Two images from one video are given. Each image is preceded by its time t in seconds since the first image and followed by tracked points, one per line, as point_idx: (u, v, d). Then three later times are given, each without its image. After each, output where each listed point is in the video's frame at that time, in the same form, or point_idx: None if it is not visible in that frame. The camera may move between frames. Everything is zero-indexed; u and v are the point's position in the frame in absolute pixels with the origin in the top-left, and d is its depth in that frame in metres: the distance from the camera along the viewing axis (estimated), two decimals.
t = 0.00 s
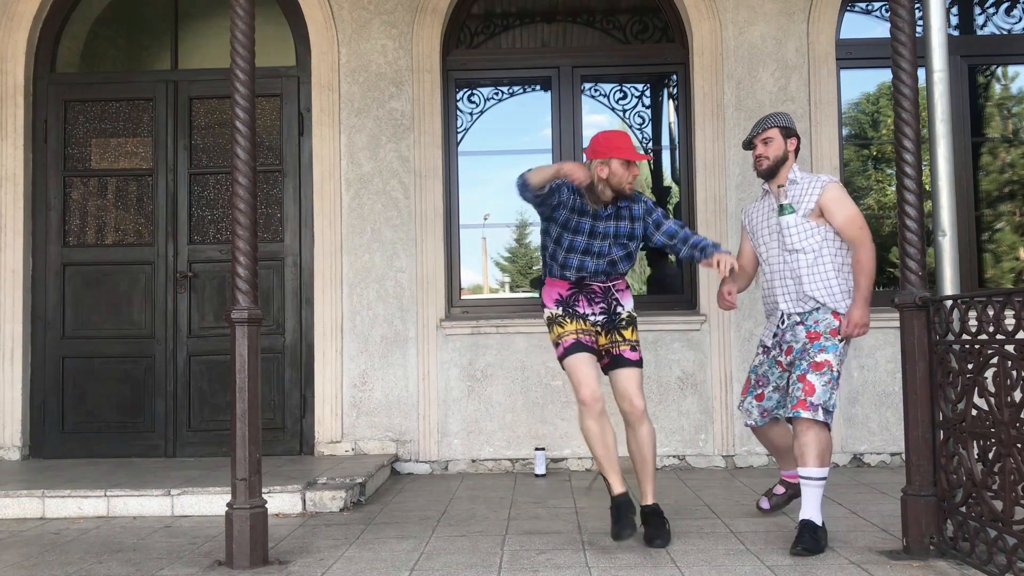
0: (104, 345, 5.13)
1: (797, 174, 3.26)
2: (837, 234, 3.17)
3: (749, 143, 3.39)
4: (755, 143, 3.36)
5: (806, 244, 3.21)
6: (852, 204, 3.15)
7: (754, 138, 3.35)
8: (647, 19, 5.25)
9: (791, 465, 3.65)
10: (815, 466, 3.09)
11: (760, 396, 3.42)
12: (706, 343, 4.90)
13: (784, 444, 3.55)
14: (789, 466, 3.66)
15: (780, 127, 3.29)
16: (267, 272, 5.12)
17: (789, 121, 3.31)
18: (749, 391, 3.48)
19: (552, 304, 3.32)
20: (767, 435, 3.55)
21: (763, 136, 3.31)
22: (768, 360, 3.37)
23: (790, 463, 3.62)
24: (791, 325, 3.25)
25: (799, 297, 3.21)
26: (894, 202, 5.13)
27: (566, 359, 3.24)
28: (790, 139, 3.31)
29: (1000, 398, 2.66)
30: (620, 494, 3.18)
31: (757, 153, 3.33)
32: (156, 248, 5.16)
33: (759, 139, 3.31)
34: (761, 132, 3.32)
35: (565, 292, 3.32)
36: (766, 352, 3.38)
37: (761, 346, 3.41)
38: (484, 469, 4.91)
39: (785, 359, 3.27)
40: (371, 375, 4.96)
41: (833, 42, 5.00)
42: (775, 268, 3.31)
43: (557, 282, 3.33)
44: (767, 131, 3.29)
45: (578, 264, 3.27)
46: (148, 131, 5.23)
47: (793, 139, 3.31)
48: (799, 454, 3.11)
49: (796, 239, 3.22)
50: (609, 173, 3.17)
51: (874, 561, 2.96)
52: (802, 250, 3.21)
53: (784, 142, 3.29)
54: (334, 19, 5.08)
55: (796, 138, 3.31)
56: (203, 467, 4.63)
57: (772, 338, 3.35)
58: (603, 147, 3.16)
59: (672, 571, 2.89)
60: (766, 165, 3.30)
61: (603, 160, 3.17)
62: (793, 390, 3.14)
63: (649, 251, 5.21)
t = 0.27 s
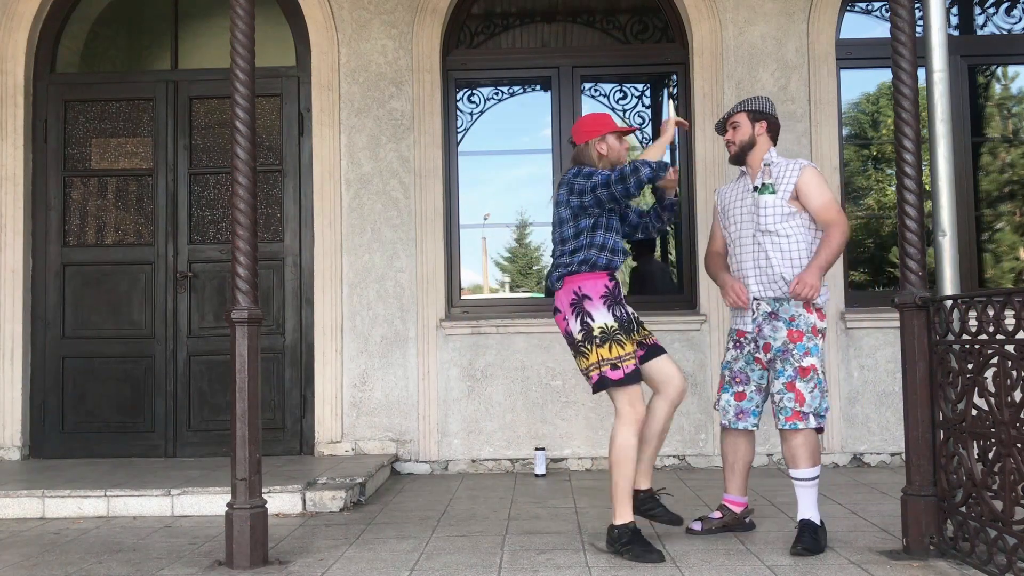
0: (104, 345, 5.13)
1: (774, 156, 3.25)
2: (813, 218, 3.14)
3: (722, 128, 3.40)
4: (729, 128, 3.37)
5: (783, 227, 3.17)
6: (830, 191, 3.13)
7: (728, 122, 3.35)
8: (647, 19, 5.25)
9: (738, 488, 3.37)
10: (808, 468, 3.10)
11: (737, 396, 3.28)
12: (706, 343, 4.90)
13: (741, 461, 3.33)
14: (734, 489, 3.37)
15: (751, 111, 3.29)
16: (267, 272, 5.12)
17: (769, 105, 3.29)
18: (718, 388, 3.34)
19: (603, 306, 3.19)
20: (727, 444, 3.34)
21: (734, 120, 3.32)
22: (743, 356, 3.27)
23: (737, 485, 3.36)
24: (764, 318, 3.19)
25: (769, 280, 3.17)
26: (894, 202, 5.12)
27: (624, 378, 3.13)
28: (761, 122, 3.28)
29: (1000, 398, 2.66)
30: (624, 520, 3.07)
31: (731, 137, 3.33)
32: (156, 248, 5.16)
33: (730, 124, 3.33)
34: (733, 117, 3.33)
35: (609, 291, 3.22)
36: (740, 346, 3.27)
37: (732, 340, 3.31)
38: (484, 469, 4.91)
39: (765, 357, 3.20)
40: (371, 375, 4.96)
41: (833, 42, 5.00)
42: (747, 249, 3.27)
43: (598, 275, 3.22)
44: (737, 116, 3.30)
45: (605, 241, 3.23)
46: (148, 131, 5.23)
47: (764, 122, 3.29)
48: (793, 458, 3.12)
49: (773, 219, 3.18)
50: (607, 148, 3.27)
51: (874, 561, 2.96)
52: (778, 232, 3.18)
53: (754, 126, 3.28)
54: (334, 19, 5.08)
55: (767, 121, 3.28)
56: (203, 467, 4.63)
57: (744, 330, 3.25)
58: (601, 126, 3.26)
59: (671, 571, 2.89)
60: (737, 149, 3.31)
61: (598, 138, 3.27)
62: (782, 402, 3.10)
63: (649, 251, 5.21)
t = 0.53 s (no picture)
0: (104, 345, 5.13)
1: (760, 152, 3.24)
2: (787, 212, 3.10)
3: (719, 125, 3.41)
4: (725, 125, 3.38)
5: (754, 221, 3.16)
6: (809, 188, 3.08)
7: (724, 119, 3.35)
8: (647, 19, 5.25)
9: (738, 489, 3.40)
10: (806, 468, 3.02)
11: (718, 400, 3.31)
12: (706, 343, 4.91)
13: (739, 463, 3.38)
14: (733, 491, 3.40)
15: (747, 110, 3.28)
16: (267, 272, 5.12)
17: (767, 104, 3.28)
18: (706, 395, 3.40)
19: (610, 297, 3.11)
20: (723, 448, 3.38)
21: (731, 118, 3.32)
22: (723, 358, 3.29)
23: (737, 486, 3.38)
24: (734, 316, 3.19)
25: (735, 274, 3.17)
26: (894, 202, 5.12)
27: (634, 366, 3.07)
28: (757, 121, 3.28)
29: (1000, 398, 2.66)
30: (619, 519, 3.01)
31: (726, 134, 3.34)
32: (156, 248, 5.16)
33: (726, 122, 3.33)
34: (729, 115, 3.33)
35: (612, 286, 3.16)
36: (720, 349, 3.30)
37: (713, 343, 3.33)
38: (484, 469, 4.91)
39: (738, 356, 3.21)
40: (372, 375, 4.96)
41: (833, 42, 5.00)
42: (722, 245, 3.28)
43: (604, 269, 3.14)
44: (733, 114, 3.30)
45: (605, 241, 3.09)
46: (148, 131, 5.23)
47: (761, 121, 3.28)
48: (787, 457, 3.04)
49: (743, 213, 3.17)
50: (596, 150, 3.25)
51: (874, 561, 2.96)
52: (748, 226, 3.17)
53: (749, 125, 3.28)
54: (334, 19, 5.08)
55: (763, 120, 3.28)
56: (204, 467, 4.63)
57: (720, 331, 3.28)
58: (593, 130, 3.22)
59: (671, 571, 2.89)
60: (731, 147, 3.33)
61: (587, 139, 3.23)
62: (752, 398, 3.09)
63: (649, 250, 5.19)
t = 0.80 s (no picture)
0: (104, 345, 5.13)
1: (764, 144, 3.13)
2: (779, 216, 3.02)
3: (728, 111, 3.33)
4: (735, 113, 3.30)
5: (751, 225, 3.11)
6: (804, 189, 2.96)
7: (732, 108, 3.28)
8: (647, 19, 5.25)
9: (733, 484, 3.36)
10: (801, 479, 2.96)
11: (715, 393, 3.31)
12: (706, 343, 4.91)
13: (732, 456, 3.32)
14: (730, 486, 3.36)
15: (750, 98, 3.20)
16: (267, 272, 5.12)
17: (775, 88, 3.16)
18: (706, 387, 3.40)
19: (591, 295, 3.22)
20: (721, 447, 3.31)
21: (735, 108, 3.26)
22: (723, 355, 3.29)
23: (732, 481, 3.34)
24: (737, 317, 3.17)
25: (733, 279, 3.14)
26: (894, 202, 5.12)
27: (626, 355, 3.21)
28: (760, 109, 3.18)
29: (1000, 398, 2.66)
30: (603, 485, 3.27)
31: (734, 124, 3.28)
32: (156, 248, 5.16)
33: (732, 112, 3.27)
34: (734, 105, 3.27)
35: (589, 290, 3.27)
36: (725, 346, 3.28)
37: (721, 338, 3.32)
38: (484, 469, 4.91)
39: (740, 359, 3.17)
40: (371, 375, 4.96)
41: (833, 42, 5.00)
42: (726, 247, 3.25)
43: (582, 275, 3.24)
44: (737, 104, 3.24)
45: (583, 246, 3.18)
46: (148, 131, 5.23)
47: (764, 109, 3.18)
48: (784, 467, 2.98)
49: (741, 216, 3.13)
50: (567, 157, 3.29)
51: (875, 561, 2.96)
52: (746, 230, 3.12)
53: (752, 114, 3.21)
54: (334, 19, 5.08)
55: (767, 107, 3.18)
56: (204, 467, 4.63)
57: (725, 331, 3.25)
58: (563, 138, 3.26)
59: (672, 571, 2.89)
60: (738, 137, 3.27)
61: (558, 147, 3.28)
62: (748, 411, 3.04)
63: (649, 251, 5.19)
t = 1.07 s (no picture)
0: (104, 345, 5.13)
1: (772, 138, 3.12)
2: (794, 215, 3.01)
3: (733, 102, 3.33)
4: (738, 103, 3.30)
5: (762, 223, 3.11)
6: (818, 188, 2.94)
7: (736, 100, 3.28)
8: (647, 19, 5.25)
9: (748, 487, 3.31)
10: (799, 479, 2.96)
11: (730, 394, 3.24)
12: (706, 343, 4.91)
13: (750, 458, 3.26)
14: (745, 489, 3.31)
15: (749, 89, 3.19)
16: (267, 272, 5.12)
17: (775, 77, 3.15)
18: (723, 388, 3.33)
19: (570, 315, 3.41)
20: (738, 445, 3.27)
21: (738, 101, 3.26)
22: (732, 354, 3.24)
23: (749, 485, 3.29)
24: (739, 315, 3.18)
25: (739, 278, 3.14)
26: (894, 202, 5.12)
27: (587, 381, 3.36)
28: (760, 100, 3.17)
29: (1000, 398, 2.66)
30: (568, 503, 3.43)
31: (738, 116, 3.28)
32: (156, 248, 5.16)
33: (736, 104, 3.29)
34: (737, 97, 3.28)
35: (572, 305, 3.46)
36: (729, 344, 3.26)
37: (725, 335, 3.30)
38: (484, 469, 4.91)
39: (741, 357, 3.16)
40: (371, 375, 4.96)
41: (833, 42, 5.00)
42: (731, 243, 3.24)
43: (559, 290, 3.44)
44: (739, 96, 3.25)
45: (559, 258, 3.41)
46: (148, 131, 5.23)
47: (765, 100, 3.17)
48: (783, 468, 2.99)
49: (753, 215, 3.12)
50: (548, 170, 3.49)
51: (875, 562, 2.96)
52: (758, 228, 3.12)
53: (753, 105, 3.20)
54: (334, 19, 5.08)
55: (766, 97, 3.16)
56: (204, 467, 4.63)
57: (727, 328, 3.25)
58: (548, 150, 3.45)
59: (672, 571, 2.89)
60: (741, 129, 3.27)
61: (542, 160, 3.48)
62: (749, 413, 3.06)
63: (649, 251, 5.19)
